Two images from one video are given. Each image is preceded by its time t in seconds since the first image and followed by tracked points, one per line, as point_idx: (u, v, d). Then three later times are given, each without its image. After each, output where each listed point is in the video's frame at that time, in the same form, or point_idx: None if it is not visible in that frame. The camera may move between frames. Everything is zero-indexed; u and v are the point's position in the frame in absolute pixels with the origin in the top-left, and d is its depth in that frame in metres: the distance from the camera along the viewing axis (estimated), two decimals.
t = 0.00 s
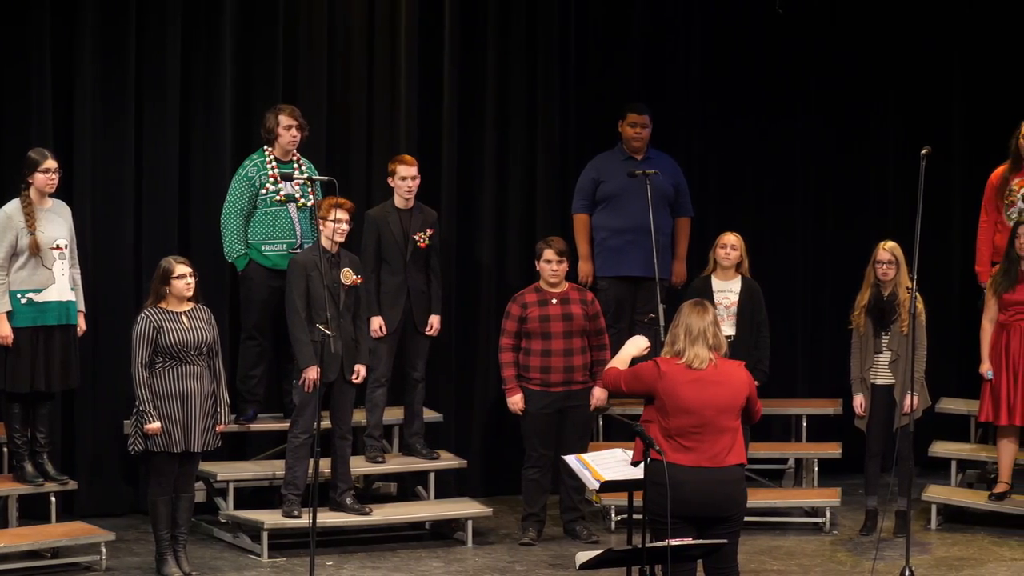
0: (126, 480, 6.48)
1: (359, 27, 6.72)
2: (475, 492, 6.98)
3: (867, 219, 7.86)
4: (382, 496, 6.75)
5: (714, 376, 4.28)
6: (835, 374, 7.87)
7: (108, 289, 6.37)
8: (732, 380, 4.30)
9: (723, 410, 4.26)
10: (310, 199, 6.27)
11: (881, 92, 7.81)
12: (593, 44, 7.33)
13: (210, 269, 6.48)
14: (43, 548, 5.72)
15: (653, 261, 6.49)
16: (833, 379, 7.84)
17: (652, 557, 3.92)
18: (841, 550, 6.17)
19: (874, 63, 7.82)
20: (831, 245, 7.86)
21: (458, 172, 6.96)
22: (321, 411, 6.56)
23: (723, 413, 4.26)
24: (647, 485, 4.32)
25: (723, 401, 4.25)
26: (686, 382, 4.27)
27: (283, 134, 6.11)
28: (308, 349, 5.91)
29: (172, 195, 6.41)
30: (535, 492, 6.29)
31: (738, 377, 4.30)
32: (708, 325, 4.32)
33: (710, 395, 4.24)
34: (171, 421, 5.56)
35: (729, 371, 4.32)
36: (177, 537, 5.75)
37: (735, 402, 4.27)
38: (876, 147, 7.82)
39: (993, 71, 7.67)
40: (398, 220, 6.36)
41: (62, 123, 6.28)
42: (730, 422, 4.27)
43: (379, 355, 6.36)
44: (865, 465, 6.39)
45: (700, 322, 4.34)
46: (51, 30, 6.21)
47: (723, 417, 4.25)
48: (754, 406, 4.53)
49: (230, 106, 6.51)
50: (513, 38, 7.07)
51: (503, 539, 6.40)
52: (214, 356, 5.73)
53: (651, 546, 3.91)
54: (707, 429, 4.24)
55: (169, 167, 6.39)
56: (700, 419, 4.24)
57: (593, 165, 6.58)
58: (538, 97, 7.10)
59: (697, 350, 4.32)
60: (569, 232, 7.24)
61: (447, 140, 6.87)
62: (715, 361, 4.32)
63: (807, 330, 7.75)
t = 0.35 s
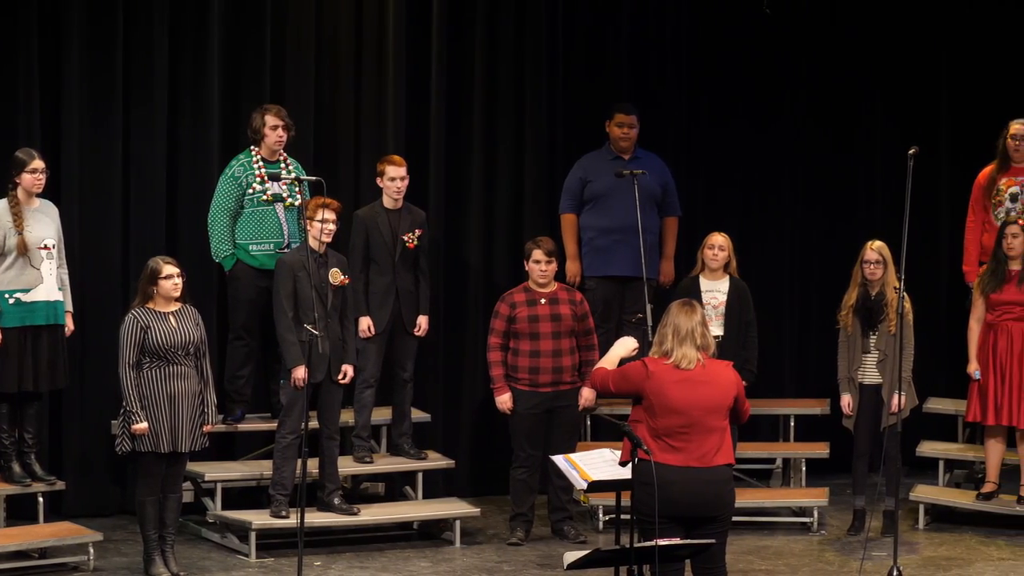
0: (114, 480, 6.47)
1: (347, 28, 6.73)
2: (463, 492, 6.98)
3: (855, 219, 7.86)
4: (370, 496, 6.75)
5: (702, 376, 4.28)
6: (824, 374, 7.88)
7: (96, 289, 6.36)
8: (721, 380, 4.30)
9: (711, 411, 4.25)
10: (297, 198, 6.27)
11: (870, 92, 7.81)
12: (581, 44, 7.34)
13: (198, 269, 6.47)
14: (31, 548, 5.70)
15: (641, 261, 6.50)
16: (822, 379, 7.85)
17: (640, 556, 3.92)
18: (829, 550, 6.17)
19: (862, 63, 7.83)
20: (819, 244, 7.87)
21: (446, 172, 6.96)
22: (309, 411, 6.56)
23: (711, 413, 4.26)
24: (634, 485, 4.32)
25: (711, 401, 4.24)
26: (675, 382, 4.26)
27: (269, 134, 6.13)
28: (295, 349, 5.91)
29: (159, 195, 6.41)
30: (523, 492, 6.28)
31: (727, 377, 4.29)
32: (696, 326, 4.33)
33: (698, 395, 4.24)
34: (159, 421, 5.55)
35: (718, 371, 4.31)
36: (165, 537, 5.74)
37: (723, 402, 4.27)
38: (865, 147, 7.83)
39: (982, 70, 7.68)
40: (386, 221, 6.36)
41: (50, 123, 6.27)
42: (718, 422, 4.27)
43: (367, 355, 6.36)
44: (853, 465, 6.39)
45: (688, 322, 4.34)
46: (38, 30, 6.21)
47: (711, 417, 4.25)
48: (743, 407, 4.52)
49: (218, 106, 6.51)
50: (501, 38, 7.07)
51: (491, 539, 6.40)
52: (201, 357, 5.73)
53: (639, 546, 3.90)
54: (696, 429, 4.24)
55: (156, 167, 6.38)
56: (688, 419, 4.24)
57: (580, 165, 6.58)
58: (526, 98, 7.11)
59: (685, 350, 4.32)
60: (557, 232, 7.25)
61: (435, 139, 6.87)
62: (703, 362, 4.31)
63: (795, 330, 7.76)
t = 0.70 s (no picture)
0: (105, 480, 6.47)
1: (337, 28, 6.72)
2: (453, 491, 6.99)
3: (846, 219, 7.87)
4: (360, 496, 6.75)
5: (692, 378, 4.27)
6: (815, 374, 7.89)
7: (86, 289, 6.35)
8: (711, 381, 4.29)
9: (701, 412, 4.25)
10: (287, 198, 6.27)
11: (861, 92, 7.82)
12: (572, 44, 7.34)
13: (188, 269, 6.47)
14: (21, 548, 5.70)
15: (631, 261, 6.50)
16: (812, 379, 7.86)
17: (630, 556, 3.92)
18: (819, 550, 6.17)
19: (853, 64, 7.84)
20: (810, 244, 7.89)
21: (436, 172, 6.96)
22: (300, 411, 6.56)
23: (701, 414, 4.26)
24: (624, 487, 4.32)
25: (701, 403, 4.25)
26: (664, 384, 4.26)
27: (259, 134, 6.12)
28: (285, 349, 5.90)
29: (149, 195, 6.40)
30: (514, 492, 6.28)
31: (717, 378, 4.29)
32: (686, 328, 4.31)
33: (688, 397, 4.24)
34: (148, 422, 5.55)
35: (708, 372, 4.31)
36: (155, 538, 5.73)
37: (714, 403, 4.27)
38: (855, 147, 7.85)
39: (972, 70, 7.69)
40: (377, 221, 6.36)
41: (40, 123, 6.26)
42: (708, 423, 4.27)
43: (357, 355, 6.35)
44: (843, 465, 6.39)
45: (678, 324, 4.32)
46: (28, 30, 6.20)
47: (701, 418, 4.25)
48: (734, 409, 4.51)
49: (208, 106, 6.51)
50: (491, 38, 7.07)
51: (482, 539, 6.40)
52: (191, 357, 5.72)
53: (628, 545, 3.90)
54: (686, 430, 4.24)
55: (147, 167, 6.38)
56: (678, 420, 4.23)
57: (570, 165, 6.57)
58: (516, 97, 7.11)
59: (675, 353, 4.30)
60: (548, 232, 7.25)
61: (426, 139, 6.87)
62: (693, 363, 4.31)
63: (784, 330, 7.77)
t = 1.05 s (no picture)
0: (92, 480, 6.46)
1: (324, 28, 6.72)
2: (441, 491, 6.99)
3: (834, 219, 7.88)
4: (349, 496, 6.75)
5: (676, 371, 4.27)
6: (803, 374, 7.90)
7: (74, 290, 6.34)
8: (694, 374, 4.29)
9: (685, 406, 4.25)
10: (275, 198, 6.26)
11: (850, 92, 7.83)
12: (560, 44, 7.34)
13: (175, 269, 6.47)
14: (8, 549, 5.67)
15: (619, 261, 6.50)
16: (801, 379, 7.88)
17: (618, 555, 3.93)
18: (807, 549, 6.17)
19: (842, 64, 7.85)
20: (799, 245, 7.90)
21: (425, 172, 6.96)
22: (288, 411, 6.56)
23: (686, 408, 4.25)
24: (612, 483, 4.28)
25: (685, 396, 4.24)
26: (648, 377, 4.26)
27: (247, 134, 6.11)
28: (273, 349, 5.89)
29: (137, 195, 6.40)
30: (502, 491, 6.27)
31: (701, 372, 4.29)
32: (670, 329, 4.28)
33: (671, 390, 4.23)
34: (135, 422, 5.53)
35: (691, 365, 4.31)
36: (143, 538, 5.71)
37: (698, 396, 4.27)
38: (843, 147, 7.86)
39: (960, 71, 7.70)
40: (366, 220, 6.35)
41: (27, 122, 6.25)
42: (693, 416, 4.26)
43: (345, 355, 6.34)
44: (831, 464, 6.39)
45: (663, 325, 4.29)
46: (15, 29, 6.18)
47: (685, 412, 4.24)
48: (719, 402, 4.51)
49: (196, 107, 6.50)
50: (479, 37, 7.07)
51: (470, 539, 6.40)
52: (178, 356, 5.71)
53: (617, 546, 3.90)
54: (671, 424, 4.23)
55: (134, 166, 6.37)
56: (662, 414, 4.23)
57: (558, 164, 6.57)
58: (504, 98, 7.11)
59: (659, 354, 4.29)
60: (536, 232, 7.26)
61: (413, 140, 6.87)
62: (677, 357, 4.30)
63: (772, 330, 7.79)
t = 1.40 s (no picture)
0: (81, 480, 6.45)
1: (313, 28, 6.72)
2: (430, 491, 7.00)
3: (824, 219, 7.90)
4: (338, 496, 6.75)
5: (660, 376, 4.27)
6: (792, 374, 7.91)
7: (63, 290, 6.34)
8: (679, 379, 4.29)
9: (670, 412, 4.25)
10: (264, 198, 6.26)
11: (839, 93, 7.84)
12: (549, 44, 7.35)
13: (164, 269, 6.46)
14: None
15: (608, 261, 6.50)
16: (790, 379, 7.89)
17: (608, 555, 3.93)
18: (797, 549, 6.17)
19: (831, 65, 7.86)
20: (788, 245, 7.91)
21: (414, 172, 6.97)
22: (277, 412, 6.56)
23: (671, 413, 4.25)
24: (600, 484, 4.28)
25: (670, 402, 4.24)
26: (633, 383, 4.25)
27: (236, 134, 6.11)
28: (262, 349, 5.88)
29: (126, 195, 6.40)
30: (492, 492, 6.27)
31: (685, 377, 4.29)
32: (653, 327, 4.31)
33: (656, 396, 4.23)
34: (124, 422, 5.51)
35: (675, 370, 4.31)
36: (132, 538, 5.68)
37: (683, 401, 4.26)
38: (833, 147, 7.87)
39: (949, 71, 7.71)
40: (355, 220, 6.34)
41: (16, 122, 6.24)
42: (678, 422, 4.26)
43: (334, 356, 6.34)
44: (820, 464, 6.39)
45: (645, 325, 4.32)
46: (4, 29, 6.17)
47: (670, 418, 4.24)
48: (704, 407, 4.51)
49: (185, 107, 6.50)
50: (468, 37, 7.07)
51: (459, 539, 6.39)
52: (167, 357, 5.69)
53: (606, 545, 3.91)
54: (656, 430, 4.23)
55: (123, 166, 6.37)
56: (647, 420, 4.23)
57: (547, 165, 6.57)
58: (493, 98, 7.12)
59: (643, 350, 4.30)
60: (525, 232, 7.27)
61: (402, 140, 6.87)
62: (660, 361, 4.31)
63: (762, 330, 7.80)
